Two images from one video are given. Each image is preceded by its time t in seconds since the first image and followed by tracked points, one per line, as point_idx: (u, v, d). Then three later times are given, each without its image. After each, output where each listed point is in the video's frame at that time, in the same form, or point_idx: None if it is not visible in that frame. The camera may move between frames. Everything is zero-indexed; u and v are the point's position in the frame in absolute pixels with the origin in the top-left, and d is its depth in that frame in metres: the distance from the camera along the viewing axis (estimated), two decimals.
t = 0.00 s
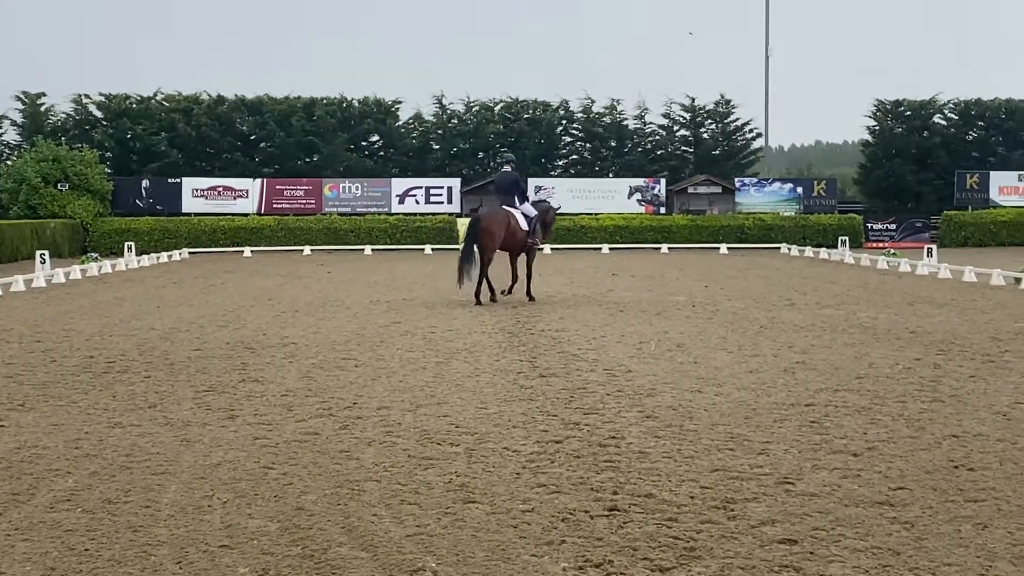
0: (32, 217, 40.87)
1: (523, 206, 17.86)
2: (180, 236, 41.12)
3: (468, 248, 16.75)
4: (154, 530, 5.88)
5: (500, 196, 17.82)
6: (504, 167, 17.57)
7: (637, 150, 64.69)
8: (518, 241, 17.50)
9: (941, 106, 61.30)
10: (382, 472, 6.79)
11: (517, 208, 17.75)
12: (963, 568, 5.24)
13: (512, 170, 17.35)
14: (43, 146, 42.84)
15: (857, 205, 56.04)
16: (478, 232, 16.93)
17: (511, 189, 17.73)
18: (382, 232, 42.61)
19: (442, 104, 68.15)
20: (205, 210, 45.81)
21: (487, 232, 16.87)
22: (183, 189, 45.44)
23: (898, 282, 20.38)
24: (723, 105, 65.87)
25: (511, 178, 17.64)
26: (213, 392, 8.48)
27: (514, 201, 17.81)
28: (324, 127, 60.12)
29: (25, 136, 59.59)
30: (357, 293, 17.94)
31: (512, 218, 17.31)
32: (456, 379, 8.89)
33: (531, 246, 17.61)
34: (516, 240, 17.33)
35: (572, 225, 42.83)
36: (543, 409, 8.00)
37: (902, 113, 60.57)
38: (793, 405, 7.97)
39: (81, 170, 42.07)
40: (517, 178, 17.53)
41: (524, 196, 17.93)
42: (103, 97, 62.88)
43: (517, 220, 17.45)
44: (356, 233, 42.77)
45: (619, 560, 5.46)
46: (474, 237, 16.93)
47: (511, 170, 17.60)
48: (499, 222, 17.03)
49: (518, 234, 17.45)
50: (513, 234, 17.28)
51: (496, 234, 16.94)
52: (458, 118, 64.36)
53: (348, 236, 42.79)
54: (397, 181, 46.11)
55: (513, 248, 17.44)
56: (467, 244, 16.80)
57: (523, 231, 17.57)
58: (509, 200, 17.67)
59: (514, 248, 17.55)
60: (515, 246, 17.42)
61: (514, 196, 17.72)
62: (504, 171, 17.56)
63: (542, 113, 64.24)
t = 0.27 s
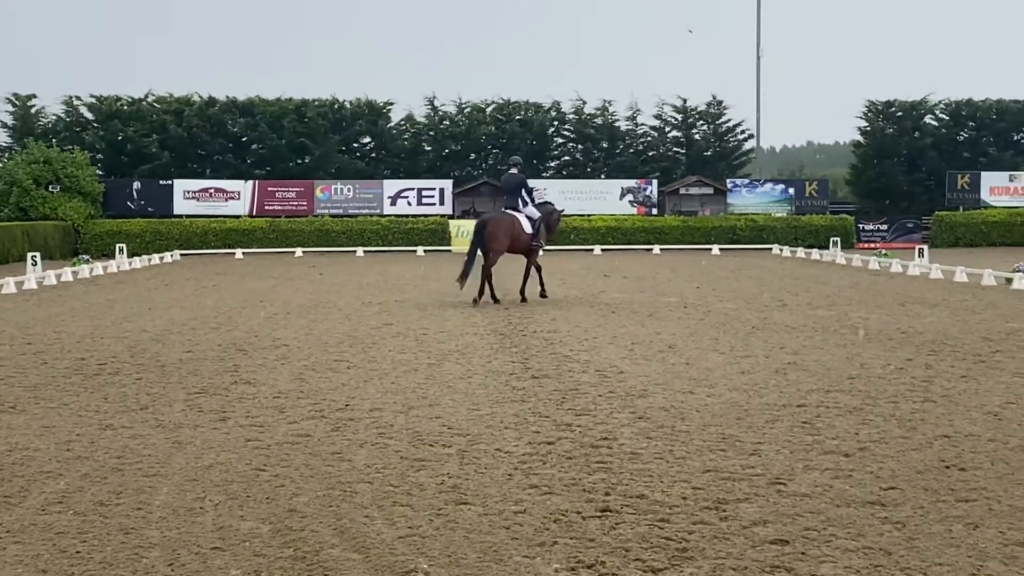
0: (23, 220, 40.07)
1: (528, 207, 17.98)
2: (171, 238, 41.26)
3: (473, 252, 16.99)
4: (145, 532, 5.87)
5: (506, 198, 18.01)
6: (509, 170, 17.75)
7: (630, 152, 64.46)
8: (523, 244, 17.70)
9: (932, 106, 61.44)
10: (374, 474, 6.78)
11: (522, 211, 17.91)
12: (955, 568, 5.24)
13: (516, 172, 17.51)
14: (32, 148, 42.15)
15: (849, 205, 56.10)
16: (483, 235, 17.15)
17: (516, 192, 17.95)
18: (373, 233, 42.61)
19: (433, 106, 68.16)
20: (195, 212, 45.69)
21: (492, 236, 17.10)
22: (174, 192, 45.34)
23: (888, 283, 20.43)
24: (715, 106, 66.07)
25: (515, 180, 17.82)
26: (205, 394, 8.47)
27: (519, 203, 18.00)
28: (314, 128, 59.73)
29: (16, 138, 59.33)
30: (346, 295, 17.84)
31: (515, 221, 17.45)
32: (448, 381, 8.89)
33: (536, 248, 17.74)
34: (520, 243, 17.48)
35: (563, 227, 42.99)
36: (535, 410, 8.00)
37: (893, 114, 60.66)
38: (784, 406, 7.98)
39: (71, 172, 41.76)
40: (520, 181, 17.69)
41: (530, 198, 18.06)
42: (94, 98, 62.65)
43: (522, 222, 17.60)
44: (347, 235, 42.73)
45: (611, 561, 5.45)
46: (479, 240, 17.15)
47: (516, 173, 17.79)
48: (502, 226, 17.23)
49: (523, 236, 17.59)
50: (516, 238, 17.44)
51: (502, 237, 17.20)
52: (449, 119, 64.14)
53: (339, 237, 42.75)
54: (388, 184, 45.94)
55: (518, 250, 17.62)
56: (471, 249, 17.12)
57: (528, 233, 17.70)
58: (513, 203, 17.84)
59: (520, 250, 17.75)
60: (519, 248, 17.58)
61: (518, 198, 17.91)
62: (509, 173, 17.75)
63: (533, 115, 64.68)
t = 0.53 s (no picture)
0: (14, 220, 39.88)
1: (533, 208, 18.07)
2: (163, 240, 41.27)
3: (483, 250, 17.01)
4: (136, 533, 5.87)
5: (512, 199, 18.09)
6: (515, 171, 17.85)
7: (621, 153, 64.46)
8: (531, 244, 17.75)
9: (924, 107, 61.53)
10: (366, 475, 6.78)
11: (528, 211, 17.99)
12: (945, 568, 5.24)
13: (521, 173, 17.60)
14: (23, 150, 42.16)
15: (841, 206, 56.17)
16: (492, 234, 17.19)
17: (521, 193, 18.05)
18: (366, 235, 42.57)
19: (425, 107, 68.13)
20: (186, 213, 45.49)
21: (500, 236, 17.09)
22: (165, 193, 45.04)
23: (880, 282, 20.48)
24: (707, 107, 66.20)
25: (520, 182, 17.91)
26: (197, 395, 8.46)
27: (524, 203, 18.09)
28: (306, 129, 60.21)
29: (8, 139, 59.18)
30: (333, 296, 17.94)
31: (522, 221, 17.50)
32: (440, 382, 8.89)
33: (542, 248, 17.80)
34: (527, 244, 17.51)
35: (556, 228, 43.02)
36: (527, 411, 8.00)
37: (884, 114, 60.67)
38: (776, 406, 7.99)
39: (63, 173, 41.78)
40: (525, 181, 17.77)
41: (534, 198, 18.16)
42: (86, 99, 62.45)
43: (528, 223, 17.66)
44: (338, 236, 42.70)
45: (602, 562, 5.45)
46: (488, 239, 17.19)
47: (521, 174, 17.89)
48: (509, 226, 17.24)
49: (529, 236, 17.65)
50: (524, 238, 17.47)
51: (510, 236, 17.21)
52: (441, 120, 64.09)
53: (331, 239, 42.76)
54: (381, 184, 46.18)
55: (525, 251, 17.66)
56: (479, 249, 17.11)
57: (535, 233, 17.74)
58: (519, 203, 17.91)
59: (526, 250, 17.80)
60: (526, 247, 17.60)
61: (524, 199, 18.01)
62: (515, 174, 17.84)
63: (524, 116, 64.40)
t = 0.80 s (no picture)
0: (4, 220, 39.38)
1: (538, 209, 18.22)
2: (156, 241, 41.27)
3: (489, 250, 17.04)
4: (127, 534, 5.86)
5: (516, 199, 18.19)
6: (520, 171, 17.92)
7: (613, 152, 64.92)
8: (535, 244, 17.81)
9: (916, 107, 61.67)
10: (357, 475, 6.79)
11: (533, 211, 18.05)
12: (936, 567, 5.24)
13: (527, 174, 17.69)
14: (15, 150, 41.59)
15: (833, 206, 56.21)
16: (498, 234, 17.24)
17: (526, 193, 18.12)
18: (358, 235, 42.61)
19: (417, 107, 68.09)
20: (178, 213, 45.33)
21: (508, 236, 17.15)
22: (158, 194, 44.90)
23: (872, 282, 20.50)
24: (699, 107, 66.30)
25: (525, 182, 18.01)
26: (188, 396, 8.46)
27: (529, 204, 18.21)
28: (298, 129, 60.22)
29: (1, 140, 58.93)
30: (324, 296, 18.01)
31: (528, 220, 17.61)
32: (432, 382, 8.89)
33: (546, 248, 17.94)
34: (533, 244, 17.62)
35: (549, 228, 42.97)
36: (519, 411, 8.01)
37: (875, 114, 60.72)
38: (767, 406, 7.99)
39: (54, 174, 41.41)
40: (531, 182, 17.88)
41: (539, 199, 18.31)
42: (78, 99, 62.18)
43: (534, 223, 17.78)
44: (331, 236, 42.77)
45: (593, 562, 5.44)
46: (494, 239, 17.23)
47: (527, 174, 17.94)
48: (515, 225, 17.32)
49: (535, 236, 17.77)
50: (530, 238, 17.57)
51: (516, 236, 17.24)
52: (434, 120, 64.41)
53: (323, 239, 42.85)
54: (372, 185, 46.01)
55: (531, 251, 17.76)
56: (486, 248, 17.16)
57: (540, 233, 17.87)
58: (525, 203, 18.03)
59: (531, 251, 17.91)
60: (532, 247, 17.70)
61: (529, 199, 18.07)
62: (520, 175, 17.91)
63: (517, 115, 64.48)
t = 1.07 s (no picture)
0: None
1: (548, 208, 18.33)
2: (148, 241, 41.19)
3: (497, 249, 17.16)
4: (119, 535, 5.85)
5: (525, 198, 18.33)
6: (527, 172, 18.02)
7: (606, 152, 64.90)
8: (543, 244, 17.90)
9: (908, 107, 61.81)
10: (350, 476, 6.79)
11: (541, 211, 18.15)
12: (927, 567, 5.24)
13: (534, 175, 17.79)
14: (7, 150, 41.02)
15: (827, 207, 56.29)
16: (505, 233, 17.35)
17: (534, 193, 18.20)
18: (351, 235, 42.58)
19: (410, 108, 68.09)
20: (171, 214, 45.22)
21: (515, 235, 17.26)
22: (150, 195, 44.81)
23: (864, 282, 20.53)
24: (691, 107, 66.44)
25: (534, 182, 18.10)
26: (180, 397, 8.47)
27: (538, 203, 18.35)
28: (291, 130, 60.18)
29: None
30: (319, 296, 18.07)
31: (536, 219, 17.74)
32: (425, 383, 8.89)
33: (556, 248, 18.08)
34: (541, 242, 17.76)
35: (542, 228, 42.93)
36: (511, 411, 8.01)
37: (868, 115, 60.88)
38: (759, 406, 8.00)
39: (47, 175, 40.87)
40: (539, 181, 17.98)
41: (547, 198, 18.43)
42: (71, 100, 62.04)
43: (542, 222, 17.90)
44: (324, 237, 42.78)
45: (585, 563, 5.44)
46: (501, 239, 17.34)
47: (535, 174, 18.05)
48: (523, 224, 17.46)
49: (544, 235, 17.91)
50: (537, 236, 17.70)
51: (522, 236, 17.37)
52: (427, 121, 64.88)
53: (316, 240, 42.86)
54: (365, 185, 46.01)
55: (539, 250, 17.88)
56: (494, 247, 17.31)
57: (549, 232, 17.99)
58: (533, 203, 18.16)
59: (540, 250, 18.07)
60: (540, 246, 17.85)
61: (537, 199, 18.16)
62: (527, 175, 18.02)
63: (510, 116, 64.54)
